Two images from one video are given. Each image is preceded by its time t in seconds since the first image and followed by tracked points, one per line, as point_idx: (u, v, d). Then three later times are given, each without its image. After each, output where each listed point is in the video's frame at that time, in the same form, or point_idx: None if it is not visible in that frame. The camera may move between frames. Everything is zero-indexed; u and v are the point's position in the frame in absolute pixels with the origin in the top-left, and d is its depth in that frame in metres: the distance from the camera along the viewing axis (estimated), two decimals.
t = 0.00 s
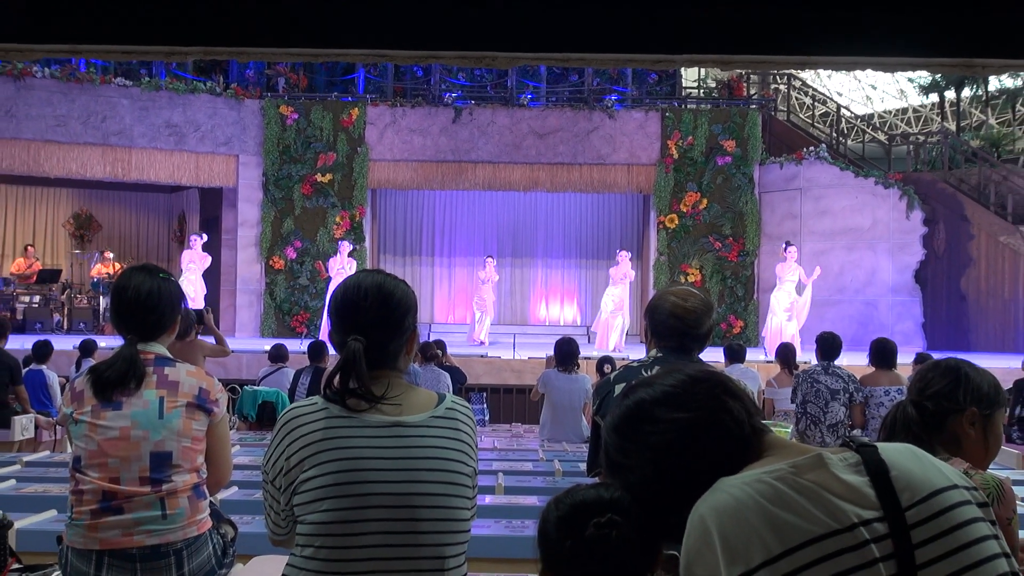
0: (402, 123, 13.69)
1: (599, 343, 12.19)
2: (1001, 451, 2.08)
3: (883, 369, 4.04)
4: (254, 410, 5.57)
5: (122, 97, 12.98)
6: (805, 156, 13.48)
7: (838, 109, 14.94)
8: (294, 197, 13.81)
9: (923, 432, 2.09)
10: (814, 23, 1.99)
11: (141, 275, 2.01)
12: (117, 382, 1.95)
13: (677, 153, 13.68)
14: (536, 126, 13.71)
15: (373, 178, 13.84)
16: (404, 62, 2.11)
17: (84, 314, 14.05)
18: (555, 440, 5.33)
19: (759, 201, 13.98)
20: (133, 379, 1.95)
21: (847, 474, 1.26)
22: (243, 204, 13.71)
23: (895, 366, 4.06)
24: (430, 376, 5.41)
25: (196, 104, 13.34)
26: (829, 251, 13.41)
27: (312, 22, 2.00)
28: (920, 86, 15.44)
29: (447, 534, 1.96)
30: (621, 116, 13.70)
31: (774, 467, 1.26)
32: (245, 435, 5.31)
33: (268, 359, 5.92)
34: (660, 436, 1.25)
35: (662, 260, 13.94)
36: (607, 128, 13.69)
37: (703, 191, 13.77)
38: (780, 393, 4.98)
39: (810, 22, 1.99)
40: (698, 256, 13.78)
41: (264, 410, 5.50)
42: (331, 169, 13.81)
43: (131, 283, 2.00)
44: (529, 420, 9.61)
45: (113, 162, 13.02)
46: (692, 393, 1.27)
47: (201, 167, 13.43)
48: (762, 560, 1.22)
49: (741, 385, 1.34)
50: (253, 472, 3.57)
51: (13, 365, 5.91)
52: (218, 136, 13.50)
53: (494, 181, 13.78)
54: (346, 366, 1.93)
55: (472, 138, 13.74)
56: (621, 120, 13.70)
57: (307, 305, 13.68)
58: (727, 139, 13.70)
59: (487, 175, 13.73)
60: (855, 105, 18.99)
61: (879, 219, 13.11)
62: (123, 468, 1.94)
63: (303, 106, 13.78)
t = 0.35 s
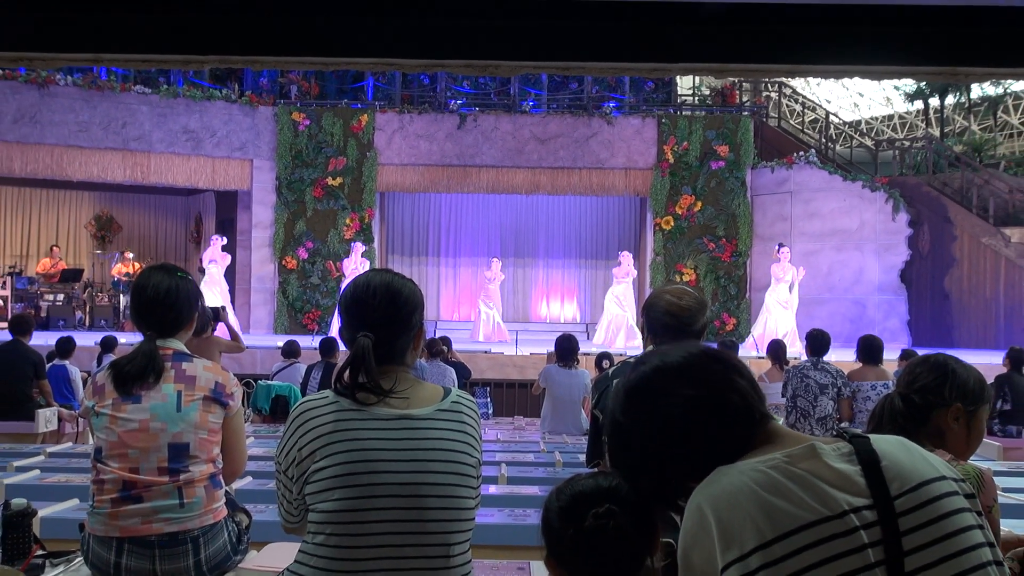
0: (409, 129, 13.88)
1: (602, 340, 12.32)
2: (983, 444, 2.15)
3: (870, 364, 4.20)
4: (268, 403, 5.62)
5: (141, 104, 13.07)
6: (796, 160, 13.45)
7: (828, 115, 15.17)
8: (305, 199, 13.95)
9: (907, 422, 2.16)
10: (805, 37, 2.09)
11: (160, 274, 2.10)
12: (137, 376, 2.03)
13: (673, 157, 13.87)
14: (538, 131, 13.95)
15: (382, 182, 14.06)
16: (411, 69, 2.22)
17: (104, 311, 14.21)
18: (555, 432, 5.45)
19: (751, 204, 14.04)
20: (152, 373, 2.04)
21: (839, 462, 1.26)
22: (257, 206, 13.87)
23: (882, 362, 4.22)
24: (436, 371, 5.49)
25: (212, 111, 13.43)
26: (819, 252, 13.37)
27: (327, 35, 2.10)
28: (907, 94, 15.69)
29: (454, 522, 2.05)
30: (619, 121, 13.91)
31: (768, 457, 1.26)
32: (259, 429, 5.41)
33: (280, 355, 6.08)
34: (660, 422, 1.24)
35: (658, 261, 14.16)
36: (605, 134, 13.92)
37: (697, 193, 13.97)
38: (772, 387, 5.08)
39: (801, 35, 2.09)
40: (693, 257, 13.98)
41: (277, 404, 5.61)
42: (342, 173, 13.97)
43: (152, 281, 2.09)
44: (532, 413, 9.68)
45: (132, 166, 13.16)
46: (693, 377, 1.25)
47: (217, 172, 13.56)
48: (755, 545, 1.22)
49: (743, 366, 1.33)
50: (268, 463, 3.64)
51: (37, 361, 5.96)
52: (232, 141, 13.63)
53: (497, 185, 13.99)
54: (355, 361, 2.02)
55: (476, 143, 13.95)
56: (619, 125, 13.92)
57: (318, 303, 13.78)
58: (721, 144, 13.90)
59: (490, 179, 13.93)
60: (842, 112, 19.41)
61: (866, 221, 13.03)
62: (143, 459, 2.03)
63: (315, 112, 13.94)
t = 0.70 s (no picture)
0: (417, 135, 14.04)
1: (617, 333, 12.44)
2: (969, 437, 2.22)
3: (858, 361, 4.41)
4: (282, 397, 5.71)
5: (161, 112, 13.18)
6: (787, 165, 13.58)
7: (816, 120, 15.36)
8: (317, 203, 14.10)
9: (895, 415, 2.23)
10: (790, 48, 2.18)
11: (177, 275, 2.19)
12: (156, 372, 2.12)
13: (669, 162, 14.03)
14: (540, 137, 14.10)
15: (392, 186, 14.22)
16: (419, 78, 2.33)
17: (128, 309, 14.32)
18: (557, 425, 5.59)
19: (744, 208, 14.08)
20: (170, 369, 2.13)
21: (841, 455, 1.24)
22: (271, 210, 14.01)
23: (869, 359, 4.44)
24: (442, 366, 5.52)
25: (228, 118, 13.60)
26: (808, 253, 13.47)
27: (336, 46, 2.22)
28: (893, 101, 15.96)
29: (463, 509, 2.15)
30: (618, 128, 14.07)
31: (772, 448, 1.25)
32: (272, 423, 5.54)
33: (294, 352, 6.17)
34: (670, 400, 1.22)
35: (653, 261, 14.34)
36: (605, 140, 14.09)
37: (692, 196, 14.10)
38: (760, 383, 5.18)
39: (786, 46, 2.19)
40: (688, 257, 14.12)
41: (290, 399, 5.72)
42: (352, 177, 14.12)
43: (169, 281, 2.18)
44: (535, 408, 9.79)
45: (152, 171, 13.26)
46: (702, 359, 1.22)
47: (233, 176, 13.72)
48: (758, 535, 1.22)
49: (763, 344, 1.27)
50: (280, 455, 3.74)
51: (61, 356, 6.23)
52: (247, 147, 13.78)
53: (501, 189, 14.13)
54: (365, 357, 2.11)
55: (481, 149, 14.11)
56: (617, 132, 14.08)
57: (329, 302, 13.96)
58: (715, 149, 13.98)
59: (495, 183, 14.08)
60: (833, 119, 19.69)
61: (854, 223, 13.21)
62: (162, 451, 2.12)
63: (326, 119, 14.08)
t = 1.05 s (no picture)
0: (424, 140, 14.24)
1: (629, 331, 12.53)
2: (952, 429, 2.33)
3: (847, 357, 4.55)
4: (295, 392, 5.89)
5: (178, 119, 13.38)
6: (778, 170, 13.73)
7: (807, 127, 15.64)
8: (329, 206, 14.22)
9: (883, 408, 2.32)
10: (772, 57, 2.33)
11: (196, 275, 2.28)
12: (175, 368, 2.22)
13: (665, 167, 14.22)
14: (542, 143, 14.31)
15: (400, 190, 14.39)
16: (425, 87, 2.44)
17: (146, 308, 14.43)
18: (558, 419, 5.67)
19: (737, 211, 14.25)
20: (189, 365, 2.23)
21: (833, 450, 1.22)
22: (285, 213, 14.15)
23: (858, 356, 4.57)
24: (448, 363, 5.64)
25: (244, 125, 13.75)
26: (797, 254, 13.62)
27: (348, 57, 2.34)
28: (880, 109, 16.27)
29: (466, 500, 2.23)
30: (617, 135, 14.26)
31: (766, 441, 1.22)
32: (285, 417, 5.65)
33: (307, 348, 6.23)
34: (682, 385, 1.19)
35: (650, 262, 14.46)
36: (604, 146, 14.28)
37: (687, 200, 14.29)
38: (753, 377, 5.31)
39: (781, 55, 2.33)
40: (684, 258, 14.27)
41: (304, 393, 5.84)
42: (362, 181, 14.22)
43: (188, 281, 2.27)
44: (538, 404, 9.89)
45: (171, 175, 13.46)
46: (708, 345, 1.19)
47: (249, 180, 13.85)
48: (754, 528, 1.18)
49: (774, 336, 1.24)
50: (293, 447, 3.85)
51: (84, 352, 6.33)
52: (263, 152, 13.94)
53: (505, 193, 14.34)
54: (375, 354, 2.21)
55: (485, 155, 14.31)
56: (616, 138, 14.26)
57: (341, 301, 14.10)
58: (709, 155, 14.19)
59: (499, 187, 14.30)
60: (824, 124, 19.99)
61: (842, 225, 13.27)
62: (180, 444, 2.22)
63: (337, 125, 14.21)
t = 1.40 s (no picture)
0: (431, 146, 14.39)
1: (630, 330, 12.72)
2: (933, 422, 2.45)
3: (836, 354, 4.68)
4: (306, 388, 5.87)
5: (196, 125, 13.50)
6: (770, 175, 13.97)
7: (798, 134, 15.92)
8: (339, 210, 14.37)
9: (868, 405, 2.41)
10: (760, 66, 2.46)
11: (213, 275, 2.38)
12: (192, 364, 2.32)
13: (662, 172, 14.38)
14: (544, 149, 14.46)
15: (408, 193, 14.53)
16: (432, 94, 2.55)
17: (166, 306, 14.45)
18: (558, 413, 5.73)
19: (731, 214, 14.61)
20: (205, 361, 2.33)
21: (835, 441, 1.23)
22: (297, 215, 14.33)
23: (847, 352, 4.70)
24: (453, 360, 5.75)
25: (259, 132, 13.89)
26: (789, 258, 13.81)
27: (359, 67, 2.46)
28: (868, 116, 16.54)
29: (471, 492, 2.32)
30: (616, 141, 14.40)
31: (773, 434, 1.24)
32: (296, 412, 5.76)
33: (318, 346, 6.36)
34: (728, 366, 1.21)
35: (646, 263, 14.63)
36: (603, 152, 14.44)
37: (684, 204, 14.45)
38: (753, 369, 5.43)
39: (773, 66, 2.45)
40: (680, 259, 14.44)
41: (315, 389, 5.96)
42: (372, 185, 14.39)
43: (205, 280, 2.37)
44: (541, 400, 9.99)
45: (187, 180, 13.61)
46: (746, 316, 1.20)
47: (263, 185, 13.98)
48: (760, 519, 1.20)
49: (819, 314, 1.24)
50: (304, 440, 3.96)
51: (106, 349, 6.48)
52: (276, 158, 14.06)
53: (508, 198, 14.48)
54: (384, 352, 2.31)
55: (490, 159, 14.47)
56: (615, 144, 14.42)
57: (351, 300, 14.28)
58: (704, 160, 14.34)
59: (502, 192, 14.44)
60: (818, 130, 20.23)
61: (832, 228, 13.36)
62: (197, 437, 2.32)
63: (348, 132, 14.34)
